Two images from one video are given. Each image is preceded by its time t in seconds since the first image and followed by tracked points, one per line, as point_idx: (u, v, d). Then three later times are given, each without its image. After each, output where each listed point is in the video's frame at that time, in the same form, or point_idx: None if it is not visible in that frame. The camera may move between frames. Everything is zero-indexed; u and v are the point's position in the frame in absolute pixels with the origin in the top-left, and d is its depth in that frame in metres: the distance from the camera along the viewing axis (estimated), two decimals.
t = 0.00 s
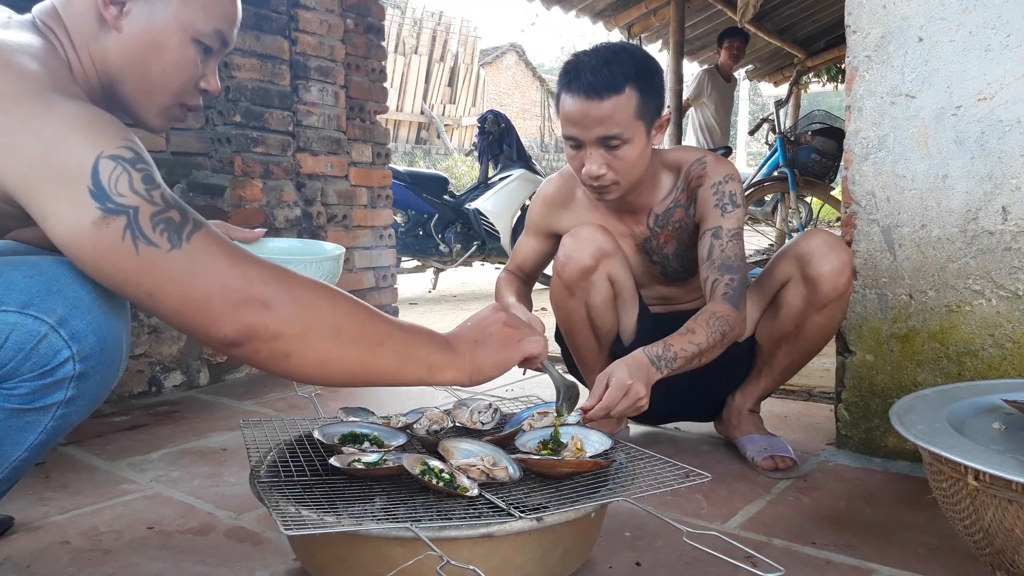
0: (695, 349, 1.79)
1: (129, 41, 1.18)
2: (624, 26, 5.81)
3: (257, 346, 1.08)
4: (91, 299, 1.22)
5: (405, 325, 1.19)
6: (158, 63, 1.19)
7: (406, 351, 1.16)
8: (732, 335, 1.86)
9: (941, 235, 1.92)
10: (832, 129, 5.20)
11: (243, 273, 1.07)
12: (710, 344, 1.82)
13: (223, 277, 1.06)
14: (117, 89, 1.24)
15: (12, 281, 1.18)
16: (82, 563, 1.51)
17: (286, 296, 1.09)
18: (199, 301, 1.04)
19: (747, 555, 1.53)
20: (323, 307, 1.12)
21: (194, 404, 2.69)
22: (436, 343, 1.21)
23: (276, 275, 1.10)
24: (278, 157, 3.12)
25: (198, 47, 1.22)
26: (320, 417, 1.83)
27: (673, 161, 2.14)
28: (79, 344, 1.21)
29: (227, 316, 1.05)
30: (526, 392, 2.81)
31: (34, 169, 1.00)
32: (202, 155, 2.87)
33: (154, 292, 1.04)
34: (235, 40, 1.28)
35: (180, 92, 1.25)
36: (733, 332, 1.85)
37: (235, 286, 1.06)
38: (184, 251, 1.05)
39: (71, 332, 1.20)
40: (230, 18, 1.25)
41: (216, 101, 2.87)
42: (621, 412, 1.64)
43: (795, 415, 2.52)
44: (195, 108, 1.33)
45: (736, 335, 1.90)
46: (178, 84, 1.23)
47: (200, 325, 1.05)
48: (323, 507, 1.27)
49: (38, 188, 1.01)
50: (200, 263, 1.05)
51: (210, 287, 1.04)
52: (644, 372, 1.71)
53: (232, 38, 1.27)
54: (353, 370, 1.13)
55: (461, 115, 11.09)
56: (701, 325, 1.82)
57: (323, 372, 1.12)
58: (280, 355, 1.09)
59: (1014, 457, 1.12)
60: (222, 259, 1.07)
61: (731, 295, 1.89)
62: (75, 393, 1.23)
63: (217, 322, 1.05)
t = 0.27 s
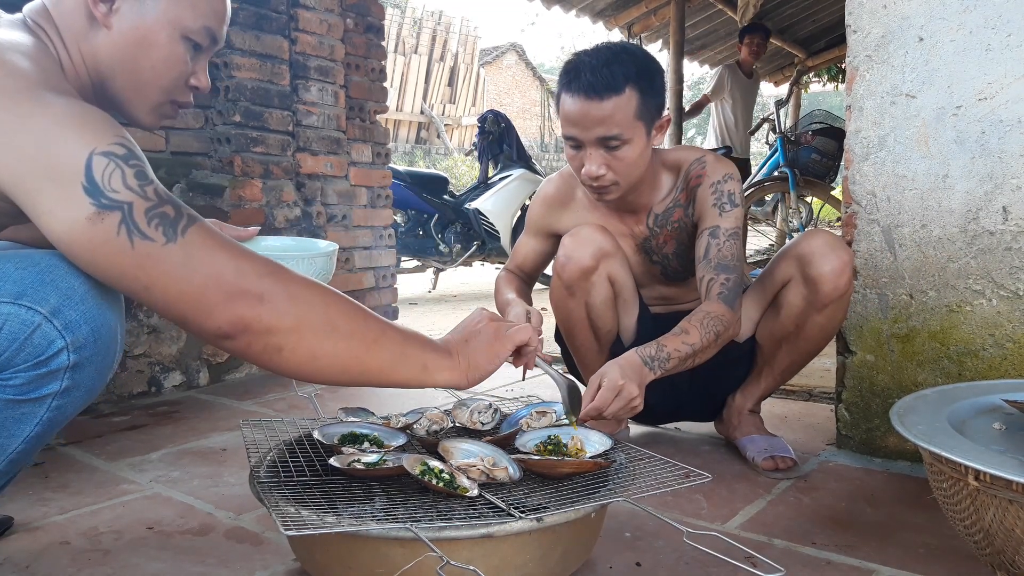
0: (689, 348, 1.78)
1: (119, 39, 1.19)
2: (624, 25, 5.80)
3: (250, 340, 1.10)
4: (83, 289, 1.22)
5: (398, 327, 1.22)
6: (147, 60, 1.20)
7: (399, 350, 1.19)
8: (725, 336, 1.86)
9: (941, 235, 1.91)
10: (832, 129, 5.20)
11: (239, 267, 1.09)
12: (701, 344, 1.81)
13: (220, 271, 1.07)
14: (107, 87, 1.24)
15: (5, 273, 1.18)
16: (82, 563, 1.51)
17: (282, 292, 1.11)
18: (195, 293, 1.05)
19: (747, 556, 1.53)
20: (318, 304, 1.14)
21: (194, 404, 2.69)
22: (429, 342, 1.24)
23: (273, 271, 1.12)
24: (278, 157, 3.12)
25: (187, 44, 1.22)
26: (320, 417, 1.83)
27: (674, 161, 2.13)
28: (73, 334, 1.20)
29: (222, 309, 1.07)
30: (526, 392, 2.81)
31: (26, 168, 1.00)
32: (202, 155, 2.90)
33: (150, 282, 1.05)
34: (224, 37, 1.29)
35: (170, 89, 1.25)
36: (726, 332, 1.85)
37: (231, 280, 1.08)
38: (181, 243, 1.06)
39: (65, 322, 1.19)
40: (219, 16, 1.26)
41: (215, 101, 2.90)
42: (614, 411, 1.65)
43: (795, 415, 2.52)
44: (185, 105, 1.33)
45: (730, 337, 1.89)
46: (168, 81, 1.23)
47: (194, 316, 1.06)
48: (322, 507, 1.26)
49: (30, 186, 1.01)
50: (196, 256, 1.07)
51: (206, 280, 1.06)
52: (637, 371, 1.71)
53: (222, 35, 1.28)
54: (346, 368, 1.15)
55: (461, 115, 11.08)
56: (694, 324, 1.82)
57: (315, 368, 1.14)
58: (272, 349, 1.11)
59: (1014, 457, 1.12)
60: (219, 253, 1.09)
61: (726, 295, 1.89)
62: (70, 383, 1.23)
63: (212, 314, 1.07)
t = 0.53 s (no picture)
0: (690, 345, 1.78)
1: (108, 38, 1.20)
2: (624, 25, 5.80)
3: (242, 336, 1.10)
4: (78, 278, 1.22)
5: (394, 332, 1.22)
6: (135, 58, 1.22)
7: (392, 353, 1.19)
8: (728, 336, 1.84)
9: (941, 234, 1.91)
10: (832, 129, 5.19)
11: (237, 264, 1.10)
12: (703, 343, 1.80)
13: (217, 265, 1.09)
14: (96, 86, 1.25)
15: None
16: (82, 563, 1.51)
17: (277, 291, 1.12)
18: (189, 286, 1.07)
19: (747, 555, 1.53)
20: (312, 305, 1.15)
21: (194, 404, 2.69)
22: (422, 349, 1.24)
23: (268, 270, 1.13)
24: (278, 157, 3.12)
25: (176, 42, 1.24)
26: (320, 417, 1.83)
27: (675, 161, 2.13)
28: (67, 323, 1.21)
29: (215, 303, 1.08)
30: (526, 392, 2.81)
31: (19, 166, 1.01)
32: (202, 155, 2.92)
33: (145, 273, 1.06)
34: (211, 35, 1.31)
35: (159, 87, 1.27)
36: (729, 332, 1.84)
37: (227, 276, 1.09)
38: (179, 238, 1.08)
39: (59, 311, 1.20)
40: (207, 14, 1.28)
41: (215, 101, 2.93)
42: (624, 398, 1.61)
43: (795, 415, 2.52)
44: (173, 103, 1.35)
45: (733, 338, 1.88)
46: (157, 79, 1.25)
47: (187, 309, 1.07)
48: (322, 507, 1.26)
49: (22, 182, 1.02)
50: (193, 251, 1.08)
51: (202, 275, 1.07)
52: (637, 364, 1.69)
53: (209, 33, 1.31)
54: (336, 368, 1.15)
55: (461, 115, 11.08)
56: (695, 325, 1.82)
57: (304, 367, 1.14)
58: (264, 347, 1.12)
59: (1014, 457, 1.12)
60: (217, 250, 1.10)
61: (731, 297, 1.88)
62: (66, 372, 1.23)
63: (205, 307, 1.08)
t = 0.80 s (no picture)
0: (681, 346, 1.76)
1: (90, 32, 1.22)
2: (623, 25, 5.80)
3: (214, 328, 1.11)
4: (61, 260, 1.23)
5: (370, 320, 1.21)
6: (118, 53, 1.24)
7: (366, 347, 1.19)
8: (720, 337, 1.83)
9: (941, 235, 1.91)
10: (832, 129, 5.19)
11: (206, 257, 1.11)
12: (694, 342, 1.79)
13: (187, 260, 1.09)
14: (79, 81, 1.27)
15: None
16: (82, 563, 1.51)
17: (248, 282, 1.13)
18: (159, 281, 1.07)
19: (747, 556, 1.53)
20: (287, 295, 1.15)
21: (194, 404, 2.69)
22: (401, 344, 1.22)
23: (242, 260, 1.14)
24: (278, 157, 3.12)
25: (158, 36, 1.27)
26: (320, 417, 1.83)
27: (677, 162, 2.13)
28: (52, 305, 1.22)
29: (186, 297, 1.08)
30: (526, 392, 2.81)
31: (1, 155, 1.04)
32: (202, 155, 2.92)
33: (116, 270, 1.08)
34: (192, 29, 1.35)
35: (141, 81, 1.30)
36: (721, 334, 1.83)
37: (198, 269, 1.09)
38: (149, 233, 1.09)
39: (43, 293, 1.21)
40: (187, 8, 1.31)
41: (215, 101, 2.93)
42: (616, 387, 1.59)
43: (795, 415, 2.52)
44: (156, 96, 1.38)
45: (728, 340, 1.87)
46: (139, 72, 1.28)
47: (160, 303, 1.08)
48: (322, 507, 1.26)
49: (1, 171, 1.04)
50: (163, 245, 1.09)
51: (171, 268, 1.08)
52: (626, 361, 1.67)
53: (189, 27, 1.34)
54: (311, 359, 1.16)
55: (461, 115, 11.08)
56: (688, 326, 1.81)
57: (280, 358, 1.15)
58: (236, 338, 1.13)
59: (1014, 457, 1.12)
60: (187, 244, 1.11)
61: (726, 299, 1.89)
62: (53, 354, 1.25)
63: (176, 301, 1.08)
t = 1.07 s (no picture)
0: (679, 347, 1.76)
1: (66, 28, 1.23)
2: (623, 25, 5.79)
3: (134, 282, 1.10)
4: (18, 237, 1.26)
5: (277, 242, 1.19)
6: (92, 50, 1.27)
7: (280, 267, 1.18)
8: (717, 339, 1.83)
9: (941, 235, 1.91)
10: (832, 129, 5.18)
11: (99, 207, 1.08)
12: (691, 345, 1.79)
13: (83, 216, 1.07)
14: (50, 75, 1.28)
15: None
16: (82, 563, 1.51)
17: (152, 226, 1.11)
18: (63, 240, 1.06)
19: (747, 556, 1.53)
20: (192, 230, 1.13)
21: (194, 404, 2.69)
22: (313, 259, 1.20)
23: (142, 203, 1.11)
24: (278, 157, 3.12)
25: (129, 36, 1.30)
26: (320, 417, 1.83)
27: (678, 163, 2.13)
28: (7, 280, 1.25)
29: (95, 254, 1.07)
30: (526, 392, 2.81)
31: None
32: (202, 155, 2.93)
33: (25, 237, 1.08)
34: (160, 27, 1.37)
35: (111, 77, 1.32)
36: (718, 336, 1.83)
37: (99, 221, 1.07)
38: (43, 192, 1.08)
39: None
40: (159, 8, 1.34)
41: (215, 101, 2.93)
42: (615, 378, 1.59)
43: (795, 415, 2.52)
44: (122, 93, 1.40)
45: (725, 342, 1.87)
46: (110, 69, 1.30)
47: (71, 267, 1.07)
48: (323, 507, 1.26)
49: None
50: (61, 204, 1.07)
51: (73, 227, 1.06)
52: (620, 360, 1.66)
53: (159, 27, 1.36)
54: (231, 289, 1.16)
55: (461, 115, 11.08)
56: (685, 328, 1.80)
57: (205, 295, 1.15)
58: (159, 287, 1.12)
59: (1013, 457, 1.12)
60: (84, 194, 1.09)
61: (722, 301, 1.89)
62: (14, 331, 1.28)
63: (87, 261, 1.07)
